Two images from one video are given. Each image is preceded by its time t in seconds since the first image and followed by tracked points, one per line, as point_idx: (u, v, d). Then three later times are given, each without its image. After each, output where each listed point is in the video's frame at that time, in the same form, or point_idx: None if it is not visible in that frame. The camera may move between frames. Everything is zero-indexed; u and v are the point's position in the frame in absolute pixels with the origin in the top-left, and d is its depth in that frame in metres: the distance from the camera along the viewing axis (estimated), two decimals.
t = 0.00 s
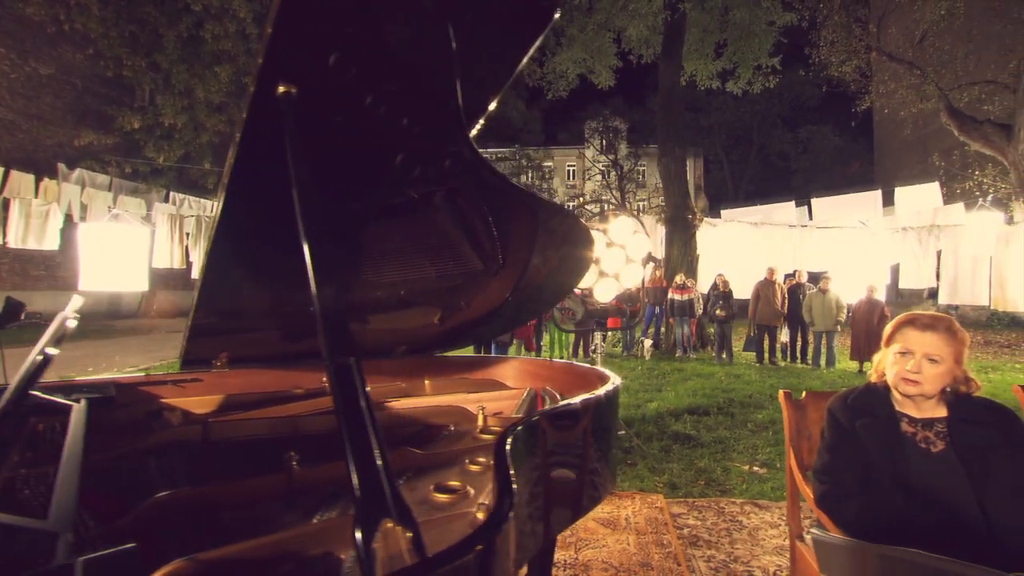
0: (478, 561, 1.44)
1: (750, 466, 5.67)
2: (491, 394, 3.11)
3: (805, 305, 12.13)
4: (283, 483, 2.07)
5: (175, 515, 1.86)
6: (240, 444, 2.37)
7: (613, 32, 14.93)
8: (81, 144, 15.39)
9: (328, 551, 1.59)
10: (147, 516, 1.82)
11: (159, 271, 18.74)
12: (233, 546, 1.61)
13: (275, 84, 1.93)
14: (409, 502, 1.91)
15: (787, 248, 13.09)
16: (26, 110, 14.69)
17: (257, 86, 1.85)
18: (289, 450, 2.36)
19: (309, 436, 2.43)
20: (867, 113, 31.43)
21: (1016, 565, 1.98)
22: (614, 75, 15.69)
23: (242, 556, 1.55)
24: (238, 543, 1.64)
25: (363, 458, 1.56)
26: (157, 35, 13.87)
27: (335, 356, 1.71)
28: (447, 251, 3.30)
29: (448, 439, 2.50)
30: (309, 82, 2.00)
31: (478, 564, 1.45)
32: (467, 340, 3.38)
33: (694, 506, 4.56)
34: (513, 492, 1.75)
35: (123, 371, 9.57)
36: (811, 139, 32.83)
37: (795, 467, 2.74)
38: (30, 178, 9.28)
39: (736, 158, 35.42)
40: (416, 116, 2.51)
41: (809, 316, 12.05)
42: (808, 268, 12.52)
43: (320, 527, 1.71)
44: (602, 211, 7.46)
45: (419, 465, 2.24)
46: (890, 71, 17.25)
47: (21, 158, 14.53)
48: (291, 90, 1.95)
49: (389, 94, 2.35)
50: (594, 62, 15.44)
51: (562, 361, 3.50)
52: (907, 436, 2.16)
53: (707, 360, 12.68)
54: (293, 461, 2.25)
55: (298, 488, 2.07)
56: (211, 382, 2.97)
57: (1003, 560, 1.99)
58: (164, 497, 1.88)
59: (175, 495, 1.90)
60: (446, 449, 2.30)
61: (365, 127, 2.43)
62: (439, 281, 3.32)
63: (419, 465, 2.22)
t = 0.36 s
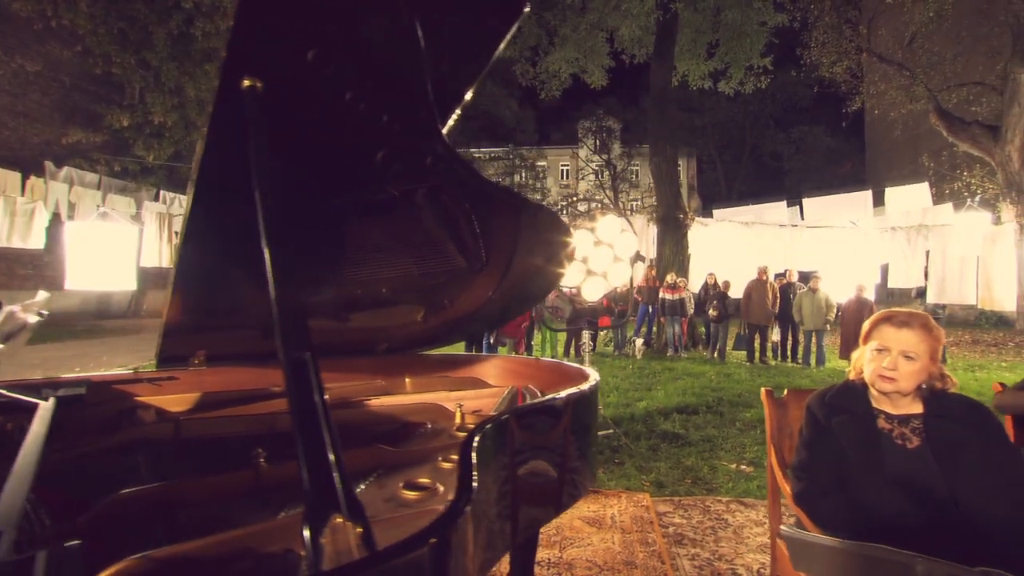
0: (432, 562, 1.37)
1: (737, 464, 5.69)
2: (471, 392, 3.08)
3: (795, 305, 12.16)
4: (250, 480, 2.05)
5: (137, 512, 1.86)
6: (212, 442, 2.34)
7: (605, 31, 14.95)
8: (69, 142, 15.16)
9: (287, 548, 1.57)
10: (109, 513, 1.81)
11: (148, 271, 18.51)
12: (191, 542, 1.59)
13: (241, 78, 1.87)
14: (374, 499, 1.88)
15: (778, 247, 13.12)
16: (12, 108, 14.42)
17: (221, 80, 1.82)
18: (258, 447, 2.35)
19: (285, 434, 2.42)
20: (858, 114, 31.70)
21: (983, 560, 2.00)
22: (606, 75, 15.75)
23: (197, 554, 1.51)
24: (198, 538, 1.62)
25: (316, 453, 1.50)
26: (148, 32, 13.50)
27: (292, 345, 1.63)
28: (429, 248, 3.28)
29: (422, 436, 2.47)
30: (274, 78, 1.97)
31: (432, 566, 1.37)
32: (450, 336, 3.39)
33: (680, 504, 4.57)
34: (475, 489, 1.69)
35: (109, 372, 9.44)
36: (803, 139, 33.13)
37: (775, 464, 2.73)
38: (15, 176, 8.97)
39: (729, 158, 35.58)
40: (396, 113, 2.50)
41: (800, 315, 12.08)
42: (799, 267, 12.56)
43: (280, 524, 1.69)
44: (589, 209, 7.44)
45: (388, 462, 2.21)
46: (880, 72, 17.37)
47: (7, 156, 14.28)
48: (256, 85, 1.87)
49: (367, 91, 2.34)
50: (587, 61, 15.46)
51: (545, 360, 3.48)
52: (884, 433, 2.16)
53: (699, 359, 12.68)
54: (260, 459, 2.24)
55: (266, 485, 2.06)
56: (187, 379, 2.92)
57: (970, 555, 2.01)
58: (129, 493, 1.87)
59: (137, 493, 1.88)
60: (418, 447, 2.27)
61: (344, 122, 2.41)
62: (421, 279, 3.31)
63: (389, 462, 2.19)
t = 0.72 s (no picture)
0: (387, 554, 1.33)
1: (724, 463, 5.70)
2: (451, 389, 3.06)
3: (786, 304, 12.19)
4: (218, 478, 2.04)
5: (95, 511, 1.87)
6: (186, 438, 2.36)
7: (598, 31, 14.96)
8: (57, 139, 14.91)
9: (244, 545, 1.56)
10: (70, 510, 1.84)
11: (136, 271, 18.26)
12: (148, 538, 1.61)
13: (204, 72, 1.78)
14: (341, 497, 1.86)
15: (769, 246, 13.18)
16: None
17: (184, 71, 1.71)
18: (226, 443, 2.33)
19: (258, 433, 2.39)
20: (849, 115, 31.98)
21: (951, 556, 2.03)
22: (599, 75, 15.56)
23: (148, 553, 1.52)
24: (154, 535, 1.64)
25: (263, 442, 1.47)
26: (137, 29, 13.30)
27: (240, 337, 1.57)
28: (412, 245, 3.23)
29: (397, 433, 2.46)
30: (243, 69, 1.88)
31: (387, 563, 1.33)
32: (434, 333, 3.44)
33: (666, 503, 4.56)
34: (435, 484, 1.65)
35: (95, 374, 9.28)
36: (795, 139, 33.41)
37: (755, 461, 2.73)
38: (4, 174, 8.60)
39: (721, 158, 35.73)
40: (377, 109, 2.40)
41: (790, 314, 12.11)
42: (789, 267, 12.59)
43: (238, 520, 1.72)
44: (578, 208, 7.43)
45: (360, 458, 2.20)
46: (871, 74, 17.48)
47: None
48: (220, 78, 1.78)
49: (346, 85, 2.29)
50: (579, 60, 15.43)
51: (527, 357, 3.48)
52: (858, 429, 2.17)
53: (690, 358, 12.70)
54: (226, 454, 2.23)
55: (234, 482, 2.04)
56: (165, 378, 2.91)
57: (930, 549, 2.04)
58: (89, 489, 1.91)
59: (98, 491, 1.91)
60: (390, 444, 2.26)
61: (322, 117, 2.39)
62: (404, 276, 3.25)
63: (360, 460, 2.18)
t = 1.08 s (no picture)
0: (341, 555, 1.32)
1: (711, 461, 5.69)
2: (430, 388, 3.04)
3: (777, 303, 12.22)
4: (184, 475, 2.03)
5: (55, 507, 1.86)
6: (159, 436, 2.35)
7: (591, 31, 14.92)
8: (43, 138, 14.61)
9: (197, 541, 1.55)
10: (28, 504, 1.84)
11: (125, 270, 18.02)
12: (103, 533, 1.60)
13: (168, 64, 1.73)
14: (306, 493, 1.85)
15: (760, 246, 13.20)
16: None
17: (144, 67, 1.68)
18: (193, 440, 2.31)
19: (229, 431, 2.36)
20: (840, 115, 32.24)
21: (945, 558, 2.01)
22: (591, 74, 15.47)
23: (101, 548, 1.52)
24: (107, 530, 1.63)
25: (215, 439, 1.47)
26: (127, 26, 13.07)
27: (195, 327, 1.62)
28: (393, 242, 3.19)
29: (370, 432, 2.44)
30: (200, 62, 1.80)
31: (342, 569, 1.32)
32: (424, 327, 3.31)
33: (652, 501, 4.56)
34: (392, 476, 1.63)
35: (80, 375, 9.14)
36: (787, 140, 33.68)
37: (736, 459, 2.72)
38: None
39: (714, 158, 35.88)
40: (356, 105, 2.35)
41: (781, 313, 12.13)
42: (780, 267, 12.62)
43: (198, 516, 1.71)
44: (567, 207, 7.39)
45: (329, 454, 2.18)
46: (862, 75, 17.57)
47: None
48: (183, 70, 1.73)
49: (322, 83, 2.25)
50: (572, 60, 15.39)
51: (509, 356, 3.46)
52: (836, 426, 2.16)
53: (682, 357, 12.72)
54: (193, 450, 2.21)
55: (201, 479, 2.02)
56: (140, 376, 2.80)
57: (923, 547, 2.03)
58: (49, 487, 1.90)
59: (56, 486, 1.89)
60: (361, 442, 2.24)
61: (297, 113, 2.34)
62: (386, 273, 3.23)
63: (329, 456, 2.16)
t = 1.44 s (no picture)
0: (297, 553, 1.31)
1: (700, 460, 5.69)
2: (413, 386, 3.02)
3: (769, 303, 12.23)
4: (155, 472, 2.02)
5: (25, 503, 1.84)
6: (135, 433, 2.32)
7: (585, 30, 14.94)
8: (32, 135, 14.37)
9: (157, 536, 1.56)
10: None
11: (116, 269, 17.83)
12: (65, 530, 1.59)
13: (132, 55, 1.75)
14: (276, 490, 1.85)
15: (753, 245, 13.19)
16: None
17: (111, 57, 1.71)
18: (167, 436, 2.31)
19: (206, 428, 2.38)
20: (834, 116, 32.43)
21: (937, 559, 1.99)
22: (586, 73, 15.68)
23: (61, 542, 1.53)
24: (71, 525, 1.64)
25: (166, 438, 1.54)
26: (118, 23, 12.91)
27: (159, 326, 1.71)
28: (377, 239, 3.16)
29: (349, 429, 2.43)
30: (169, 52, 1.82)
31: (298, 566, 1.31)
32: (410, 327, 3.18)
33: (639, 500, 4.55)
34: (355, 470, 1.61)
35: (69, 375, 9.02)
36: (782, 140, 33.84)
37: (719, 456, 2.72)
38: None
39: (709, 158, 35.99)
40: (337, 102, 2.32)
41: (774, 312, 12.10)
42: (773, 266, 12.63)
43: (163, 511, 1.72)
44: (557, 207, 7.37)
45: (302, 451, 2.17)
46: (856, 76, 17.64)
47: None
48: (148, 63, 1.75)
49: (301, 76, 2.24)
50: (566, 60, 15.41)
51: (495, 354, 3.42)
52: (817, 424, 2.15)
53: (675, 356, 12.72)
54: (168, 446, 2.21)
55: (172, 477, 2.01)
56: (118, 374, 2.73)
57: (925, 549, 2.01)
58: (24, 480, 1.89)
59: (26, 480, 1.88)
60: (337, 440, 2.22)
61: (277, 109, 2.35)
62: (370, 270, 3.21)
63: (301, 452, 2.15)
